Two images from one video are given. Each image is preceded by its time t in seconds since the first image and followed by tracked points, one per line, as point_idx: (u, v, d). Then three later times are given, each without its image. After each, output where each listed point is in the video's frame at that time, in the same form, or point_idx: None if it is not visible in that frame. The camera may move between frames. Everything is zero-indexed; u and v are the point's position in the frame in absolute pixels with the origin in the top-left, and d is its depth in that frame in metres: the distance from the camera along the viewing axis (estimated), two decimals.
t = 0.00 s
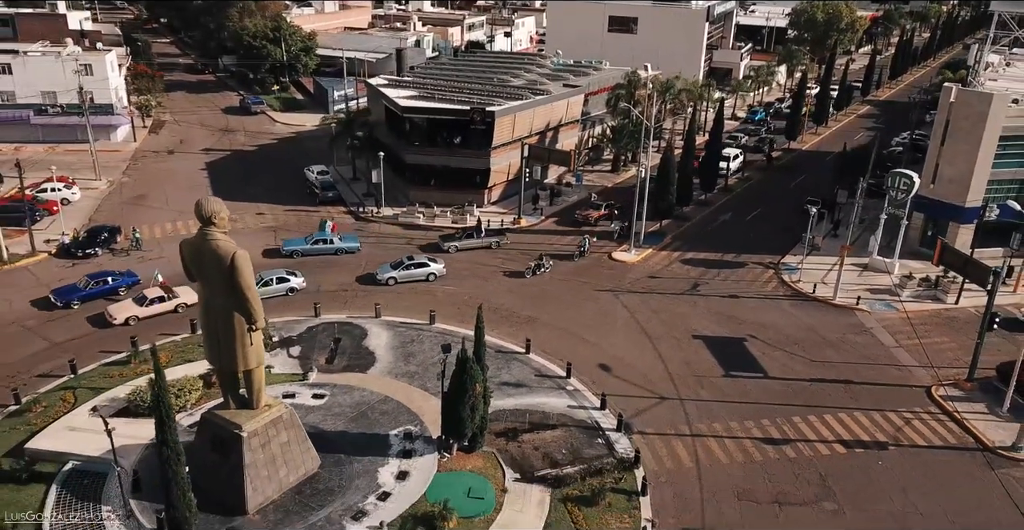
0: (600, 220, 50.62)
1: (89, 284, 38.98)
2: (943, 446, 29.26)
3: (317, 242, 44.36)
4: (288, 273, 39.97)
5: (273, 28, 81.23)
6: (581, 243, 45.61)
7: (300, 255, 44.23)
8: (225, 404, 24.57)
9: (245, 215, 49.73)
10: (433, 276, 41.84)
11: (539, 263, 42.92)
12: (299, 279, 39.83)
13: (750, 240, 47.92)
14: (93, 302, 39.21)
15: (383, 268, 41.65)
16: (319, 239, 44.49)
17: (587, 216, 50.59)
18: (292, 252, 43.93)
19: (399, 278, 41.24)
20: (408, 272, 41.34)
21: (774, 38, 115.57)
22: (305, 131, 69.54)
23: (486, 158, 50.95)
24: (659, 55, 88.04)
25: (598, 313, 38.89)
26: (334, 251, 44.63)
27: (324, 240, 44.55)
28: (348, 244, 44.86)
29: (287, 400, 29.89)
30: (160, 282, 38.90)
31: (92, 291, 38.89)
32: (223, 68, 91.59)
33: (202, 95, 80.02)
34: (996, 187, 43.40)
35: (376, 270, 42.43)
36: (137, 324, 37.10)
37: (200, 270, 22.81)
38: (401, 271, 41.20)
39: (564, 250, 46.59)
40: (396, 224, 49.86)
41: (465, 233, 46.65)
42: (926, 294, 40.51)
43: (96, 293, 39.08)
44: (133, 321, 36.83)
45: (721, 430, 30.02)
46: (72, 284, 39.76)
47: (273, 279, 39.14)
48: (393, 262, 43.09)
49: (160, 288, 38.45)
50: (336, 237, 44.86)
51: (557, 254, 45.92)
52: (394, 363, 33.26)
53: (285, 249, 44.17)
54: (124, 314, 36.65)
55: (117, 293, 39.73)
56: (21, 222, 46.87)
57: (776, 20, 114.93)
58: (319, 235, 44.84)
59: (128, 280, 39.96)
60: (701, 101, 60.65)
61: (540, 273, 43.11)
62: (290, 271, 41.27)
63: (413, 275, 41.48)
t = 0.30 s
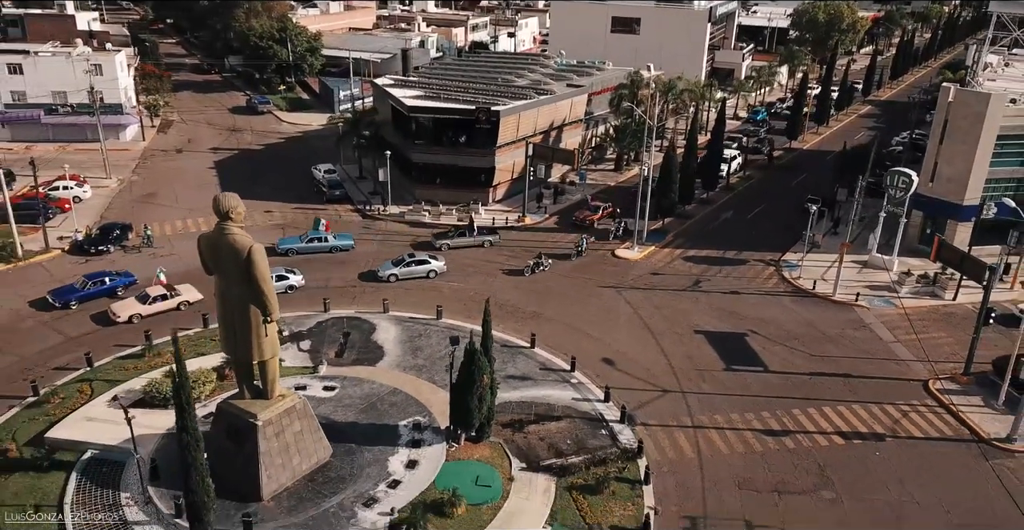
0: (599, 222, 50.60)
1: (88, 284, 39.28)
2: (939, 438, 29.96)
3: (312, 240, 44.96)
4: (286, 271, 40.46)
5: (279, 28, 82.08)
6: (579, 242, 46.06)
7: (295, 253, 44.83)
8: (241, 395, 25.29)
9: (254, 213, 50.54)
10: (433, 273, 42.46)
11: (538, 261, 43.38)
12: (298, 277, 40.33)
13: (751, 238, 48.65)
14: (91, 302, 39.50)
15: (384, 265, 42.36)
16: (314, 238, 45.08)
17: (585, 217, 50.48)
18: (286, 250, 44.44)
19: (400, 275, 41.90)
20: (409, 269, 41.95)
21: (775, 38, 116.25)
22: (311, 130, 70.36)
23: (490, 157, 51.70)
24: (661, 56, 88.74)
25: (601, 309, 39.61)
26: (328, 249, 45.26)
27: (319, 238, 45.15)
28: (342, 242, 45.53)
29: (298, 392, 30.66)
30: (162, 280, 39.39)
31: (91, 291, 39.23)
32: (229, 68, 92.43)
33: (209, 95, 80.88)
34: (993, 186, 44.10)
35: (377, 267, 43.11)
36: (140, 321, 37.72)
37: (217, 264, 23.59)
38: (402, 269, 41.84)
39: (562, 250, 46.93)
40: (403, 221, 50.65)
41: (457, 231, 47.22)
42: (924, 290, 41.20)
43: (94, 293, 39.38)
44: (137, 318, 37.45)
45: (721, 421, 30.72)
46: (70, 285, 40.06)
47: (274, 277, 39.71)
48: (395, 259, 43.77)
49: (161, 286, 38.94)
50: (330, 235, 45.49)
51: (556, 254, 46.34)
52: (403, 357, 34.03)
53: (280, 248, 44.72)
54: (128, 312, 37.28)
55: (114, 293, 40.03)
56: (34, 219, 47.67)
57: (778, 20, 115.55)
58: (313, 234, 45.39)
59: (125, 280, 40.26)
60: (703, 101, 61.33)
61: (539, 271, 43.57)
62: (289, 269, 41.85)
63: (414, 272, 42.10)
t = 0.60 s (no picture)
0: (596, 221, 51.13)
1: (86, 285, 39.65)
2: (935, 429, 30.76)
3: (307, 239, 45.48)
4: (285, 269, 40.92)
5: (285, 29, 83.10)
6: (575, 242, 46.50)
7: (290, 251, 45.39)
8: (258, 384, 26.17)
9: (263, 211, 51.46)
10: (434, 270, 43.29)
11: (537, 259, 43.95)
12: (298, 275, 40.81)
13: (752, 235, 49.48)
14: (91, 302, 39.89)
15: (386, 262, 43.20)
16: (309, 236, 45.65)
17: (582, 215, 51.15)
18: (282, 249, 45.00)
19: (401, 271, 42.74)
20: (410, 265, 42.85)
21: (777, 39, 117.01)
22: (318, 129, 71.31)
23: (496, 155, 52.56)
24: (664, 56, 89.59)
25: (605, 304, 40.46)
26: (323, 246, 45.83)
27: (314, 236, 45.72)
28: (336, 239, 46.19)
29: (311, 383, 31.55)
30: (163, 277, 39.90)
31: (90, 291, 39.61)
32: (236, 68, 93.33)
33: (217, 95, 81.85)
34: (991, 184, 44.92)
35: (379, 263, 43.88)
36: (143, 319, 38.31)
37: (235, 256, 24.48)
38: (403, 265, 42.74)
39: (560, 249, 47.35)
40: (410, 219, 51.53)
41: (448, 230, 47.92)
42: (922, 286, 42.01)
43: (93, 294, 39.79)
44: (141, 316, 38.08)
45: (723, 413, 31.54)
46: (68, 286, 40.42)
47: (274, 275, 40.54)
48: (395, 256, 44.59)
49: (164, 283, 39.51)
50: (325, 233, 46.01)
51: (554, 253, 46.77)
52: (412, 350, 34.92)
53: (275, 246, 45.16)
54: (133, 309, 37.91)
55: (113, 293, 40.54)
56: (49, 216, 48.70)
57: (779, 20, 116.21)
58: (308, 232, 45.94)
59: (124, 280, 40.73)
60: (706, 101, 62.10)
61: (538, 269, 44.25)
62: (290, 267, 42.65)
63: (415, 268, 42.95)
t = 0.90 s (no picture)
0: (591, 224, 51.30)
1: (84, 286, 39.85)
2: (932, 421, 31.47)
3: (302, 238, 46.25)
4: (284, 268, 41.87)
5: (292, 29, 83.96)
6: (573, 242, 47.06)
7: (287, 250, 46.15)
8: (272, 375, 26.93)
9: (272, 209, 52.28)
10: (434, 267, 43.96)
11: (536, 257, 44.55)
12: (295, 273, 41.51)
13: (753, 233, 50.22)
14: (90, 303, 40.12)
15: (387, 259, 43.86)
16: (304, 235, 46.36)
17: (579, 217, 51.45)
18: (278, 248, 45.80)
19: (402, 268, 43.41)
20: (411, 262, 43.51)
21: (779, 40, 117.69)
22: (324, 129, 72.15)
23: (501, 154, 53.32)
24: (666, 56, 90.37)
25: (609, 300, 41.20)
26: (319, 245, 46.33)
27: (309, 235, 46.42)
28: (332, 237, 46.58)
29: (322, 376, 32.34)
30: (165, 276, 40.48)
31: (90, 292, 39.82)
32: (242, 68, 94.20)
33: (225, 95, 82.75)
34: (988, 182, 45.64)
35: (381, 261, 44.58)
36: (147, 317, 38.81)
37: (251, 250, 25.20)
38: (404, 262, 43.39)
39: (556, 247, 47.96)
40: (416, 217, 52.34)
41: (441, 229, 48.44)
42: (921, 283, 42.74)
43: (92, 294, 39.99)
44: (145, 315, 38.45)
45: (724, 405, 32.28)
46: (67, 287, 40.62)
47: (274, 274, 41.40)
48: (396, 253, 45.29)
49: (167, 282, 40.12)
50: (320, 231, 46.58)
51: (552, 251, 47.34)
52: (419, 344, 35.72)
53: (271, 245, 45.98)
54: (137, 308, 38.30)
55: (112, 293, 40.79)
56: (62, 214, 49.57)
57: (781, 21, 116.90)
58: (303, 231, 46.71)
59: (122, 281, 40.96)
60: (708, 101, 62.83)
61: (538, 267, 44.82)
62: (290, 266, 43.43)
63: (416, 265, 43.65)
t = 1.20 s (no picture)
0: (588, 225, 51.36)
1: (85, 287, 40.12)
2: (929, 414, 32.19)
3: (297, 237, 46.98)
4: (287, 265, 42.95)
5: (300, 30, 84.87)
6: (571, 242, 47.52)
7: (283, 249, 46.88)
8: (287, 366, 27.73)
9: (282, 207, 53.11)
10: (436, 265, 44.72)
11: (536, 256, 45.11)
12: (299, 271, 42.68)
13: (755, 231, 50.95)
14: (90, 304, 40.41)
15: (389, 256, 44.60)
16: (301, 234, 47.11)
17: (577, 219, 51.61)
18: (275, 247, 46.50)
19: (403, 266, 44.18)
20: (411, 259, 44.23)
21: (783, 40, 118.31)
22: (332, 128, 73.04)
23: (507, 153, 54.10)
24: (670, 57, 91.04)
25: (613, 296, 41.98)
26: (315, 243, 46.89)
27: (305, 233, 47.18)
28: (328, 236, 47.27)
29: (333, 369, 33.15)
30: (169, 275, 40.91)
31: (90, 293, 40.11)
32: (250, 69, 95.12)
33: (233, 94, 83.66)
34: (987, 182, 46.32)
35: (383, 258, 45.34)
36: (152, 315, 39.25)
37: (267, 245, 25.96)
38: (405, 259, 44.13)
39: (558, 245, 48.67)
40: (424, 215, 53.18)
41: (435, 226, 48.97)
42: (921, 280, 43.42)
43: (92, 295, 40.27)
44: (151, 313, 38.89)
45: (727, 398, 33.02)
46: (67, 288, 40.86)
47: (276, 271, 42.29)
48: (398, 251, 46.03)
49: (171, 280, 40.58)
50: (317, 230, 47.29)
51: (551, 249, 48.03)
52: (428, 338, 36.55)
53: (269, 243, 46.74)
54: (142, 306, 38.68)
55: (112, 294, 41.11)
56: (77, 211, 50.53)
57: (785, 22, 117.56)
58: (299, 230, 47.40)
59: (122, 281, 41.29)
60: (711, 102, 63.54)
61: (538, 265, 45.37)
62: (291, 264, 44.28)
63: (417, 262, 44.37)
